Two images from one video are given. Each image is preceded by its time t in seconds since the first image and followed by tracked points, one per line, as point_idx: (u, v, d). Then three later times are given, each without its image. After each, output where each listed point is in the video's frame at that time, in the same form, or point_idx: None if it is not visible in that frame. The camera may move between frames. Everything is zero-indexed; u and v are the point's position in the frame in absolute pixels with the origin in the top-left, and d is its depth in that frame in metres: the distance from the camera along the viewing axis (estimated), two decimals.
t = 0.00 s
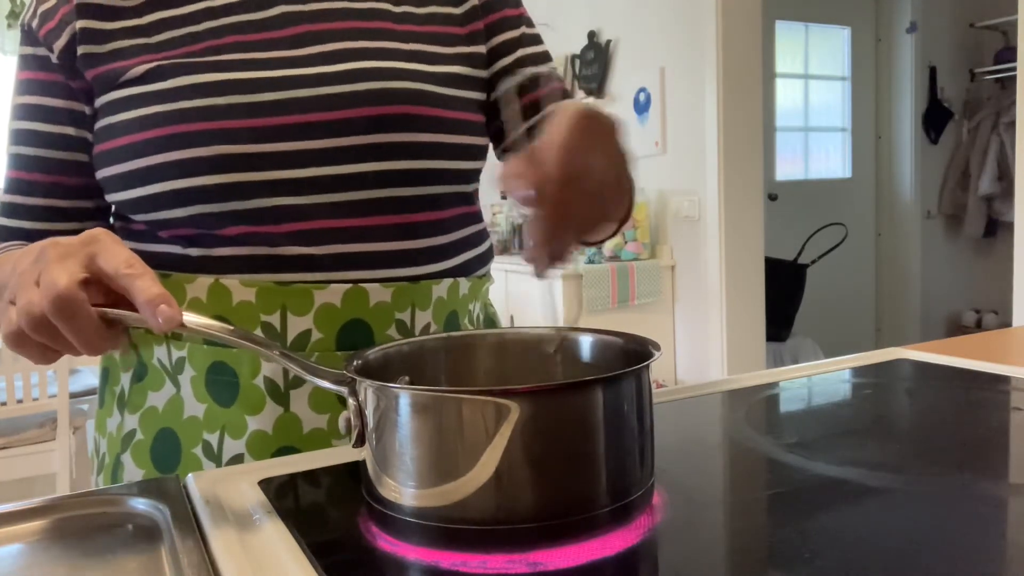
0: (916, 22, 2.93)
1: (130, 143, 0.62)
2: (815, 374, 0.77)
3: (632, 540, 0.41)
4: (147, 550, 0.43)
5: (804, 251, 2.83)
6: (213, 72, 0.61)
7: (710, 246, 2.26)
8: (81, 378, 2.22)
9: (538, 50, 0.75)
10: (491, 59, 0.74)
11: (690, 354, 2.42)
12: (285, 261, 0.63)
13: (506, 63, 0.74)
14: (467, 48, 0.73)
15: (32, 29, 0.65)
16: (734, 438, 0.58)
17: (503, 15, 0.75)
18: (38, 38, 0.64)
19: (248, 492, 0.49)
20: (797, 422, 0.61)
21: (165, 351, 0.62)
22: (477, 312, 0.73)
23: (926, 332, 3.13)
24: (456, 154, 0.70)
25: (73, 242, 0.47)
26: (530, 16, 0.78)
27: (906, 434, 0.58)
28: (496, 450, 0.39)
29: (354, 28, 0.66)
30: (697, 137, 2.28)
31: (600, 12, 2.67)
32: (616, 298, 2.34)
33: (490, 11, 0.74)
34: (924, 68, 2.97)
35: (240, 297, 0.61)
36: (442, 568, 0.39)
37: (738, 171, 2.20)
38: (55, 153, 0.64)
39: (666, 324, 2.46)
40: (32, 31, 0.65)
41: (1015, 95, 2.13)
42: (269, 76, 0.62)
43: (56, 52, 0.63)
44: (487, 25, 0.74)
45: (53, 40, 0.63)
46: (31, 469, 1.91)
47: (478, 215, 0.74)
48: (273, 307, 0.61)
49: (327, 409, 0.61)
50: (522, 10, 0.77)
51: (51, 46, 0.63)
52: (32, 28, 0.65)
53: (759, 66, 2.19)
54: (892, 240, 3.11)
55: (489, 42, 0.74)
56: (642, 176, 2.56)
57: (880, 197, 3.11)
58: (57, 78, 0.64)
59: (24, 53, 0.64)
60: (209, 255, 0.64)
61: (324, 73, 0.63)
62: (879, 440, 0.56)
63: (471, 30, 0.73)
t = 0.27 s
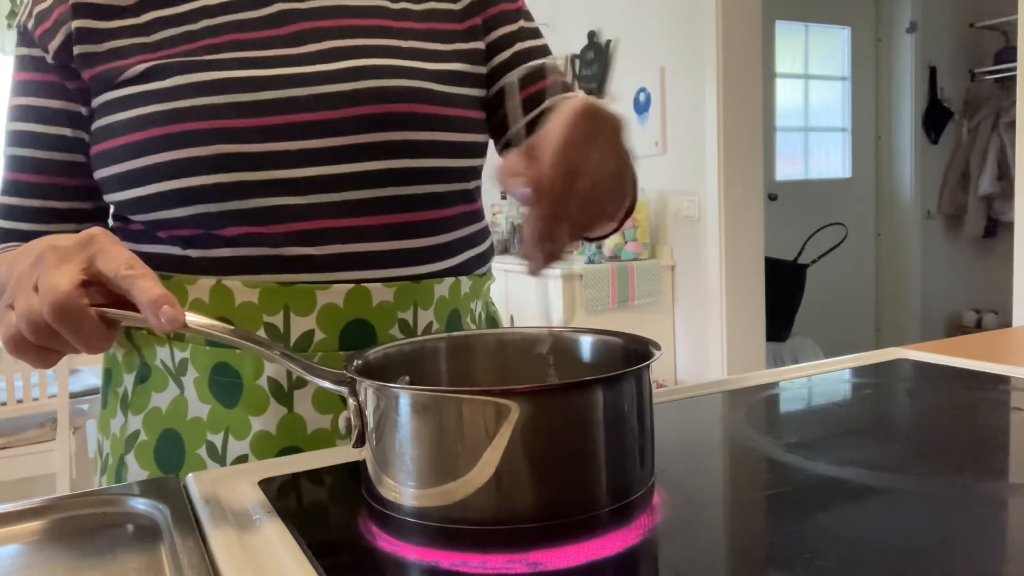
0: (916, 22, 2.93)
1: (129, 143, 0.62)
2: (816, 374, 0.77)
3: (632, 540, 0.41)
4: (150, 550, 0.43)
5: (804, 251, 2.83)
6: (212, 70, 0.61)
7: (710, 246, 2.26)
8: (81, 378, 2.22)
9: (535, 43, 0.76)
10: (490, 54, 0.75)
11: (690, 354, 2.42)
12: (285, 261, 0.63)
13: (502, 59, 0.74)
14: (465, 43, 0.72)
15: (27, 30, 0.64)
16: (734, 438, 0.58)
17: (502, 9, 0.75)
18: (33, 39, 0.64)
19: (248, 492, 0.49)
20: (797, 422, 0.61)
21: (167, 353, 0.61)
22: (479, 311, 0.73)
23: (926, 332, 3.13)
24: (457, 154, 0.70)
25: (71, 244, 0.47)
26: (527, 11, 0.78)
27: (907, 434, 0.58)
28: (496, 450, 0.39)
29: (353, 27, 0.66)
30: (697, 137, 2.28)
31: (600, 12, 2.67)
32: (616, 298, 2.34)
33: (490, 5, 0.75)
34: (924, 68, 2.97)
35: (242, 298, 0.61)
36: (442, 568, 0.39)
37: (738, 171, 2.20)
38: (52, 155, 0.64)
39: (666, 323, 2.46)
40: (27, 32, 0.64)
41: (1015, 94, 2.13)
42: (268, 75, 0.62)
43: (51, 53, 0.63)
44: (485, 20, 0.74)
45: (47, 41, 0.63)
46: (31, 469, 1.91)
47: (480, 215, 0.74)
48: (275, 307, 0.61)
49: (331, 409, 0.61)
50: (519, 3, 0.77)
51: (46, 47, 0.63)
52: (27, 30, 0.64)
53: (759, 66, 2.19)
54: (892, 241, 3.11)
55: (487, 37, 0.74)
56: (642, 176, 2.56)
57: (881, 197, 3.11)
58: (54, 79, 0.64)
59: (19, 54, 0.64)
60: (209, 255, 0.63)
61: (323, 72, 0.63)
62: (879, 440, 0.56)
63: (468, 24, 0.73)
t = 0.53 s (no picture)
0: (916, 22, 2.92)
1: (130, 142, 0.62)
2: (816, 374, 0.77)
3: (632, 540, 0.41)
4: (150, 550, 0.43)
5: (804, 251, 2.83)
6: (212, 69, 0.61)
7: (710, 246, 2.26)
8: (81, 378, 2.22)
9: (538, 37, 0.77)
10: (493, 52, 0.75)
11: (690, 354, 2.42)
12: (285, 260, 0.63)
13: (508, 52, 0.75)
14: (466, 41, 0.72)
15: (28, 29, 0.65)
16: (734, 438, 0.58)
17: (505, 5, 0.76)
18: (34, 38, 0.64)
19: (248, 492, 0.49)
20: (797, 422, 0.61)
21: (167, 352, 0.62)
22: (479, 311, 0.73)
23: (926, 332, 3.13)
24: (457, 154, 0.70)
25: (68, 242, 0.47)
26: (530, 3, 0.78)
27: (907, 434, 0.58)
28: (496, 451, 0.39)
29: (353, 25, 0.66)
30: (697, 137, 2.28)
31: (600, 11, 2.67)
32: (616, 298, 2.34)
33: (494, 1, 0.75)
34: (924, 68, 2.97)
35: (242, 298, 0.61)
36: (442, 568, 0.39)
37: (738, 171, 2.20)
38: (52, 154, 0.64)
39: (666, 323, 2.46)
40: (28, 31, 0.65)
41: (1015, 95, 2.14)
42: (269, 74, 0.62)
43: (52, 51, 0.63)
44: (489, 16, 0.75)
45: (49, 40, 0.63)
46: (31, 469, 1.91)
47: (480, 215, 0.74)
48: (275, 307, 0.61)
49: (330, 410, 0.61)
50: None
51: (47, 46, 0.63)
52: (28, 28, 0.65)
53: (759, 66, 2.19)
54: (892, 241, 3.11)
55: (491, 33, 0.75)
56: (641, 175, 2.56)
57: (881, 197, 3.10)
58: (55, 78, 0.64)
59: (20, 53, 0.64)
60: (209, 255, 0.63)
61: (324, 71, 0.63)
62: (879, 440, 0.56)
63: (471, 24, 0.73)
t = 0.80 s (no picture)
0: (916, 22, 2.92)
1: (130, 140, 0.62)
2: (816, 374, 0.77)
3: (632, 540, 0.41)
4: (147, 550, 0.43)
5: (804, 251, 2.83)
6: (213, 68, 0.61)
7: (710, 245, 2.26)
8: (81, 378, 2.22)
9: (541, 39, 0.76)
10: (494, 55, 0.75)
11: (690, 354, 2.42)
12: (285, 260, 0.63)
13: (512, 55, 0.75)
14: (467, 43, 0.72)
15: (30, 26, 0.65)
16: (734, 438, 0.58)
17: (506, 8, 0.75)
18: (36, 35, 0.64)
19: (248, 492, 0.49)
20: (797, 422, 0.61)
21: (164, 351, 0.61)
22: (478, 311, 0.73)
23: (926, 332, 3.12)
24: (457, 154, 0.70)
25: (69, 242, 0.46)
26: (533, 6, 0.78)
27: (907, 434, 0.58)
28: (495, 451, 0.39)
29: (353, 24, 0.66)
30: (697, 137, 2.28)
31: (600, 11, 2.67)
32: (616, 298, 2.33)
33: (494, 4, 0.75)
34: (924, 68, 2.97)
35: (239, 297, 0.61)
36: (442, 568, 0.39)
37: (738, 171, 2.20)
38: (53, 151, 0.64)
39: (666, 323, 2.46)
40: (30, 27, 0.65)
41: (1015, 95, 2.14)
42: (269, 73, 0.62)
43: (54, 49, 0.63)
44: (490, 19, 0.75)
45: (52, 37, 0.63)
46: (31, 469, 1.91)
47: (479, 215, 0.74)
48: (271, 307, 0.61)
49: (327, 410, 0.61)
50: None
51: (50, 43, 0.63)
52: (30, 25, 0.65)
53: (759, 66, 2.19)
54: (892, 241, 3.11)
55: (493, 36, 0.75)
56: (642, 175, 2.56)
57: (881, 197, 3.10)
58: (56, 75, 0.64)
59: (22, 49, 0.64)
60: (208, 254, 0.63)
61: (324, 71, 0.63)
62: (879, 440, 0.56)
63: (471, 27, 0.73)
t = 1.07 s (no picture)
0: (916, 22, 2.92)
1: (129, 139, 0.62)
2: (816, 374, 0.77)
3: (632, 540, 0.41)
4: (148, 550, 0.43)
5: (804, 251, 2.83)
6: (213, 68, 0.61)
7: (710, 245, 2.26)
8: (82, 378, 2.22)
9: (540, 42, 0.76)
10: (494, 58, 0.75)
11: (690, 354, 2.42)
12: (284, 260, 0.63)
13: (509, 59, 0.75)
14: (466, 45, 0.72)
15: (30, 22, 0.65)
16: (734, 437, 0.58)
17: (506, 10, 0.75)
18: (36, 31, 0.64)
19: (248, 491, 0.49)
20: (797, 422, 0.61)
21: (162, 351, 0.61)
22: (476, 311, 0.73)
23: (926, 332, 3.12)
24: (456, 154, 0.70)
25: (69, 241, 0.46)
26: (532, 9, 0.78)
27: (907, 434, 0.58)
28: (495, 451, 0.39)
29: (353, 24, 0.66)
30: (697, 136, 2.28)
31: (600, 11, 2.67)
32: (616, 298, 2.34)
33: (494, 6, 0.75)
34: (924, 68, 2.97)
35: (237, 297, 0.61)
36: (442, 568, 0.40)
37: (738, 170, 2.20)
38: (51, 148, 0.64)
39: (666, 323, 2.46)
40: (30, 24, 0.65)
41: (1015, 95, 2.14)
42: (269, 72, 0.62)
43: (52, 44, 0.63)
44: (490, 21, 0.75)
45: (52, 34, 0.63)
46: (31, 469, 1.91)
47: (478, 215, 0.74)
48: (269, 306, 0.61)
49: (324, 410, 0.61)
50: (525, 2, 0.78)
51: (48, 38, 0.63)
52: (30, 21, 0.65)
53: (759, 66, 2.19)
54: (892, 240, 3.11)
55: (492, 40, 0.75)
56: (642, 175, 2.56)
57: (881, 196, 3.10)
58: (56, 72, 0.64)
59: (22, 45, 0.64)
60: (208, 254, 0.63)
61: (324, 70, 0.63)
62: (879, 440, 0.56)
63: (471, 28, 0.73)
